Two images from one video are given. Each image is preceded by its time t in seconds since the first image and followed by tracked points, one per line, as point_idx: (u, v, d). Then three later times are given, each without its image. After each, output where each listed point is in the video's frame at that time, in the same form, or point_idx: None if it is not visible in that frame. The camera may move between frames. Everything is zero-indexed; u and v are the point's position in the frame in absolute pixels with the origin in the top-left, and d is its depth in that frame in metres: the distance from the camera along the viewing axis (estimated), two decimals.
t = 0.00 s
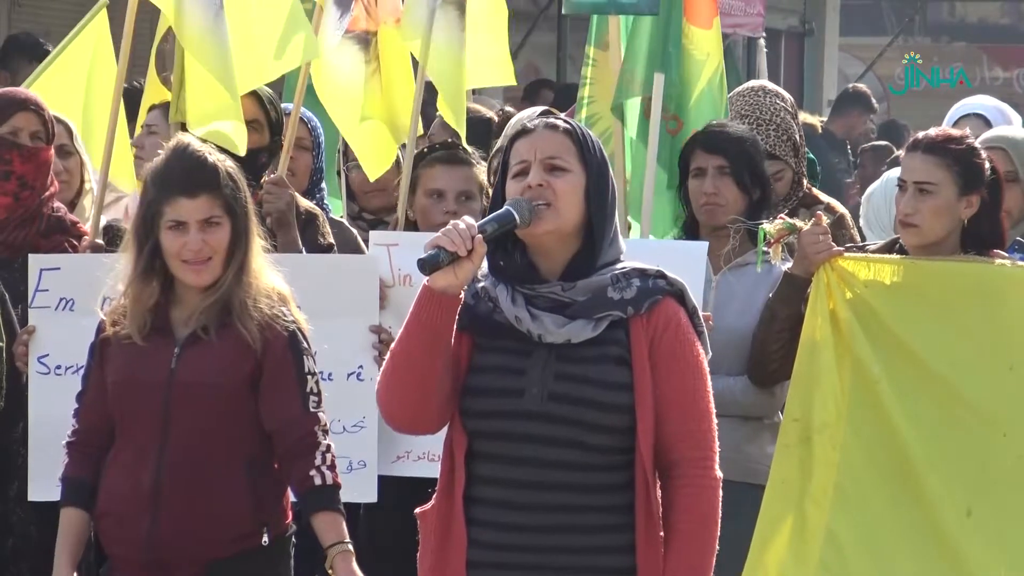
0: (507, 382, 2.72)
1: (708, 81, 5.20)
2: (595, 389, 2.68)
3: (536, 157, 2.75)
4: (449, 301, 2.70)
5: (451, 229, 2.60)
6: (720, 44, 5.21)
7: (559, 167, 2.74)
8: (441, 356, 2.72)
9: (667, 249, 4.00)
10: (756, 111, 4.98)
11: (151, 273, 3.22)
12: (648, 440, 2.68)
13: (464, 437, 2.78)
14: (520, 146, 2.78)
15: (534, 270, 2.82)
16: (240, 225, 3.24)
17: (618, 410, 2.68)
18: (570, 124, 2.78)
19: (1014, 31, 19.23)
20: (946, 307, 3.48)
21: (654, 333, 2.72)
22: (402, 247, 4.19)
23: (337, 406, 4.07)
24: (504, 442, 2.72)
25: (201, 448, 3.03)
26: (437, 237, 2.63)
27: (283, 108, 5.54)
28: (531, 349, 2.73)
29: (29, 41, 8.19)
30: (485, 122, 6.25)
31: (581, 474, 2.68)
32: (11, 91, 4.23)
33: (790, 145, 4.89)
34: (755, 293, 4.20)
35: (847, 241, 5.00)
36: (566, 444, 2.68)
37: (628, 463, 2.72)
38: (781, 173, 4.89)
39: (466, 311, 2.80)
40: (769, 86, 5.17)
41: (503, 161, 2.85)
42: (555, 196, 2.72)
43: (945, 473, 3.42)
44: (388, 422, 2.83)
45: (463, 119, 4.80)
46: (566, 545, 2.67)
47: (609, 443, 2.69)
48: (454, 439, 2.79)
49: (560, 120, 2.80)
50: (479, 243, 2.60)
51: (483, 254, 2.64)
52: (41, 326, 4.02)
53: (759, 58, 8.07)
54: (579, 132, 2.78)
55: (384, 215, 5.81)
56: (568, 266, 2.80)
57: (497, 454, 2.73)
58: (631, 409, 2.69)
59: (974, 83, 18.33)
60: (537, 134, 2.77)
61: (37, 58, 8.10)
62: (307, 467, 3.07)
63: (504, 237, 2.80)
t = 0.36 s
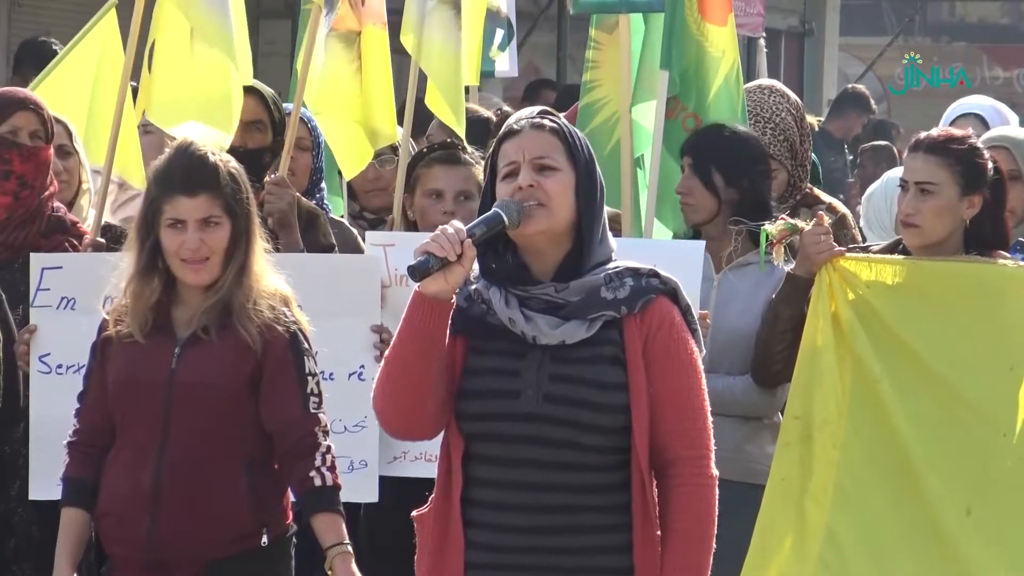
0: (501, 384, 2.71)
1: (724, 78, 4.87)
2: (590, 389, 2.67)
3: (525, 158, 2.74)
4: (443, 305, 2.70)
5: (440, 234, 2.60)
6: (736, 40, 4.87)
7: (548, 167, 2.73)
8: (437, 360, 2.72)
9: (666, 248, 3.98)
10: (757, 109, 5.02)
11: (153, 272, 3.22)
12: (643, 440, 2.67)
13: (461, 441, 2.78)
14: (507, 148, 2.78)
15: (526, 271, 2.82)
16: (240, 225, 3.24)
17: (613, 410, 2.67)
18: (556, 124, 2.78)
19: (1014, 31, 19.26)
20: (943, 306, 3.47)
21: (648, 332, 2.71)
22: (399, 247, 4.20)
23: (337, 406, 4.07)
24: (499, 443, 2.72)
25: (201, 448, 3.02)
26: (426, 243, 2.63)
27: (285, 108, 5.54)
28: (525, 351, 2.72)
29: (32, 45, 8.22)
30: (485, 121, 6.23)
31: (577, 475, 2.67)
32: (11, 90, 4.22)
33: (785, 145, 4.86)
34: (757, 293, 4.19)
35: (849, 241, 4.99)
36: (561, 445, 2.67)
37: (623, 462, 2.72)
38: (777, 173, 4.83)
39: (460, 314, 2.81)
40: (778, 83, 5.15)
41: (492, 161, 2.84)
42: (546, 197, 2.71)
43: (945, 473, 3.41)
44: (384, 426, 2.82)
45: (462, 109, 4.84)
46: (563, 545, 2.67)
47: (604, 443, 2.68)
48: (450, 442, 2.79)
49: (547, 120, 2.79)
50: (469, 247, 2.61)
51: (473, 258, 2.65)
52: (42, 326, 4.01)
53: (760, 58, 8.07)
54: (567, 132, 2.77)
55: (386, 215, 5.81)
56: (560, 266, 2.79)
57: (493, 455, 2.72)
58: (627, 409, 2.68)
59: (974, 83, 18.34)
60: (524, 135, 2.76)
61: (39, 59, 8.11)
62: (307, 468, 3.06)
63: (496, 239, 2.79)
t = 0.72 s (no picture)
0: (497, 385, 2.71)
1: (744, 78, 4.89)
2: (585, 390, 2.68)
3: (520, 162, 2.74)
4: (438, 309, 2.72)
5: (437, 238, 2.59)
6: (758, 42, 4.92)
7: (542, 170, 2.73)
8: (434, 363, 2.73)
9: (664, 249, 3.99)
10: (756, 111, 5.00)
11: (153, 272, 3.23)
12: (639, 441, 2.67)
13: (457, 442, 2.78)
14: (503, 150, 2.78)
15: (523, 272, 2.82)
16: (238, 224, 3.24)
17: (609, 411, 2.68)
18: (552, 125, 2.77)
19: (1014, 30, 19.29)
20: (941, 306, 3.48)
21: (644, 333, 2.71)
22: (394, 249, 4.17)
23: (337, 406, 4.07)
24: (494, 444, 2.72)
25: (201, 448, 3.02)
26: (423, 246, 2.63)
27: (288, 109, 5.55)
28: (520, 352, 2.73)
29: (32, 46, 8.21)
30: (484, 122, 6.22)
31: (573, 475, 2.67)
32: (9, 90, 4.24)
33: (782, 146, 4.87)
34: (757, 293, 4.18)
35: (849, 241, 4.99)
36: (557, 445, 2.67)
37: (619, 463, 2.72)
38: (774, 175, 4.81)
39: (456, 316, 2.80)
40: (778, 81, 5.15)
41: (488, 162, 2.84)
42: (541, 202, 2.72)
43: (943, 473, 3.42)
44: (381, 428, 2.83)
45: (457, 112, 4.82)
46: (559, 546, 2.66)
47: (600, 444, 2.68)
48: (448, 443, 2.79)
49: (542, 121, 2.79)
50: (466, 251, 2.60)
51: (470, 261, 2.65)
52: (41, 326, 4.01)
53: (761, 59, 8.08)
54: (562, 133, 2.77)
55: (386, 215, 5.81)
56: (557, 267, 2.80)
57: (489, 456, 2.72)
58: (622, 410, 2.68)
59: (974, 83, 18.37)
60: (519, 137, 2.76)
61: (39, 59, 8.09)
62: (306, 467, 3.07)
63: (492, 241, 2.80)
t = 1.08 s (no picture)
0: (498, 384, 2.72)
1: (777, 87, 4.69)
2: (585, 389, 2.68)
3: (521, 165, 2.74)
4: (439, 307, 2.72)
5: (440, 237, 2.59)
6: (797, 45, 4.69)
7: (544, 173, 2.73)
8: (435, 362, 2.74)
9: (661, 247, 3.99)
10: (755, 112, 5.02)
11: (154, 272, 3.24)
12: (638, 441, 2.67)
13: (457, 441, 2.79)
14: (505, 151, 2.78)
15: (525, 273, 2.83)
16: (238, 224, 3.24)
17: (608, 411, 2.68)
18: (555, 125, 2.77)
19: (1015, 30, 19.26)
20: (942, 307, 3.48)
21: (644, 333, 2.71)
22: (392, 251, 4.18)
23: (338, 407, 4.08)
24: (494, 443, 2.72)
25: (201, 448, 3.02)
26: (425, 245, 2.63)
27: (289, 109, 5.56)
28: (521, 351, 2.73)
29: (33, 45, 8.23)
30: (485, 122, 6.20)
31: (572, 474, 2.67)
32: (4, 90, 4.28)
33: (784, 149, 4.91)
34: (757, 292, 4.18)
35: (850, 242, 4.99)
36: (557, 444, 2.67)
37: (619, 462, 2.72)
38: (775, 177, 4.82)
39: (457, 315, 2.82)
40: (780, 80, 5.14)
41: (490, 162, 2.84)
42: (542, 205, 2.72)
43: (942, 473, 3.42)
44: (381, 428, 2.83)
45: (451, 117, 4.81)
46: (558, 545, 2.66)
47: (600, 443, 2.68)
48: (447, 442, 2.80)
49: (545, 121, 2.79)
50: (468, 251, 2.60)
51: (472, 262, 2.65)
52: (41, 327, 4.01)
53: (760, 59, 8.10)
54: (565, 133, 2.77)
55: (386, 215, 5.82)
56: (560, 268, 2.81)
57: (488, 456, 2.72)
58: (621, 410, 2.68)
59: (974, 83, 18.39)
60: (521, 138, 2.76)
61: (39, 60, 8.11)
62: (307, 468, 3.06)
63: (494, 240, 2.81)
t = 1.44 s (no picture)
0: (504, 383, 2.72)
1: (825, 98, 4.19)
2: (591, 388, 2.68)
3: (538, 162, 2.74)
4: (451, 313, 2.71)
5: (455, 241, 2.58)
6: (845, 52, 4.23)
7: (561, 171, 2.74)
8: (447, 366, 2.73)
9: (662, 247, 3.99)
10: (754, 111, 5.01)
11: (155, 272, 3.25)
12: (644, 440, 2.67)
13: (464, 441, 2.79)
14: (520, 149, 2.78)
15: (530, 272, 2.84)
16: (239, 225, 3.24)
17: (614, 410, 2.68)
18: (568, 126, 2.78)
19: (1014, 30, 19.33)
20: (942, 307, 3.48)
21: (649, 333, 2.72)
22: (391, 251, 4.20)
23: (335, 407, 4.06)
24: (501, 442, 2.72)
25: (203, 449, 3.03)
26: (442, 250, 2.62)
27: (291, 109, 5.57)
28: (527, 350, 2.73)
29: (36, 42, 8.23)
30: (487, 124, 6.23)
31: (579, 473, 2.67)
32: None
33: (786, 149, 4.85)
34: (758, 296, 4.19)
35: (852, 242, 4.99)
36: (563, 444, 2.68)
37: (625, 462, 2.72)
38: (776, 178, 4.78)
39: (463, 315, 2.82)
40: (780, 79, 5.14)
41: (499, 161, 2.84)
42: (558, 204, 2.72)
43: (943, 473, 3.42)
44: (389, 428, 2.84)
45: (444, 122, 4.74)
46: (563, 544, 2.67)
47: (606, 443, 2.69)
48: (452, 443, 2.80)
49: (557, 121, 2.80)
50: (483, 255, 2.59)
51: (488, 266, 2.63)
52: (40, 321, 4.05)
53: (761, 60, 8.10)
54: (578, 134, 2.78)
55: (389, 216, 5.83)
56: (567, 267, 2.82)
57: (495, 455, 2.73)
58: (627, 409, 2.69)
59: (974, 83, 18.39)
60: (536, 137, 2.77)
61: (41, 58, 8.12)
62: (309, 469, 3.06)
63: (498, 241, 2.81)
